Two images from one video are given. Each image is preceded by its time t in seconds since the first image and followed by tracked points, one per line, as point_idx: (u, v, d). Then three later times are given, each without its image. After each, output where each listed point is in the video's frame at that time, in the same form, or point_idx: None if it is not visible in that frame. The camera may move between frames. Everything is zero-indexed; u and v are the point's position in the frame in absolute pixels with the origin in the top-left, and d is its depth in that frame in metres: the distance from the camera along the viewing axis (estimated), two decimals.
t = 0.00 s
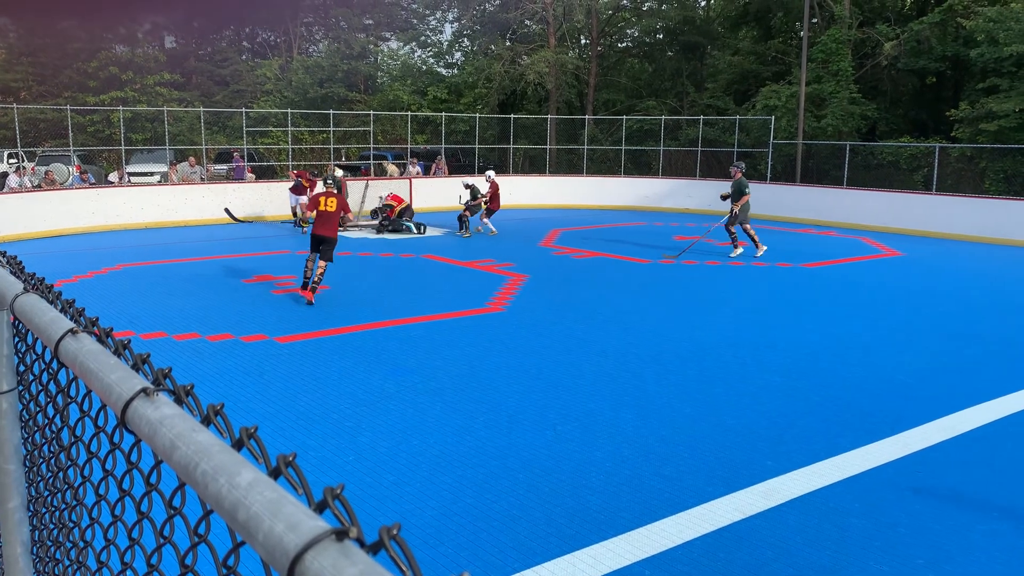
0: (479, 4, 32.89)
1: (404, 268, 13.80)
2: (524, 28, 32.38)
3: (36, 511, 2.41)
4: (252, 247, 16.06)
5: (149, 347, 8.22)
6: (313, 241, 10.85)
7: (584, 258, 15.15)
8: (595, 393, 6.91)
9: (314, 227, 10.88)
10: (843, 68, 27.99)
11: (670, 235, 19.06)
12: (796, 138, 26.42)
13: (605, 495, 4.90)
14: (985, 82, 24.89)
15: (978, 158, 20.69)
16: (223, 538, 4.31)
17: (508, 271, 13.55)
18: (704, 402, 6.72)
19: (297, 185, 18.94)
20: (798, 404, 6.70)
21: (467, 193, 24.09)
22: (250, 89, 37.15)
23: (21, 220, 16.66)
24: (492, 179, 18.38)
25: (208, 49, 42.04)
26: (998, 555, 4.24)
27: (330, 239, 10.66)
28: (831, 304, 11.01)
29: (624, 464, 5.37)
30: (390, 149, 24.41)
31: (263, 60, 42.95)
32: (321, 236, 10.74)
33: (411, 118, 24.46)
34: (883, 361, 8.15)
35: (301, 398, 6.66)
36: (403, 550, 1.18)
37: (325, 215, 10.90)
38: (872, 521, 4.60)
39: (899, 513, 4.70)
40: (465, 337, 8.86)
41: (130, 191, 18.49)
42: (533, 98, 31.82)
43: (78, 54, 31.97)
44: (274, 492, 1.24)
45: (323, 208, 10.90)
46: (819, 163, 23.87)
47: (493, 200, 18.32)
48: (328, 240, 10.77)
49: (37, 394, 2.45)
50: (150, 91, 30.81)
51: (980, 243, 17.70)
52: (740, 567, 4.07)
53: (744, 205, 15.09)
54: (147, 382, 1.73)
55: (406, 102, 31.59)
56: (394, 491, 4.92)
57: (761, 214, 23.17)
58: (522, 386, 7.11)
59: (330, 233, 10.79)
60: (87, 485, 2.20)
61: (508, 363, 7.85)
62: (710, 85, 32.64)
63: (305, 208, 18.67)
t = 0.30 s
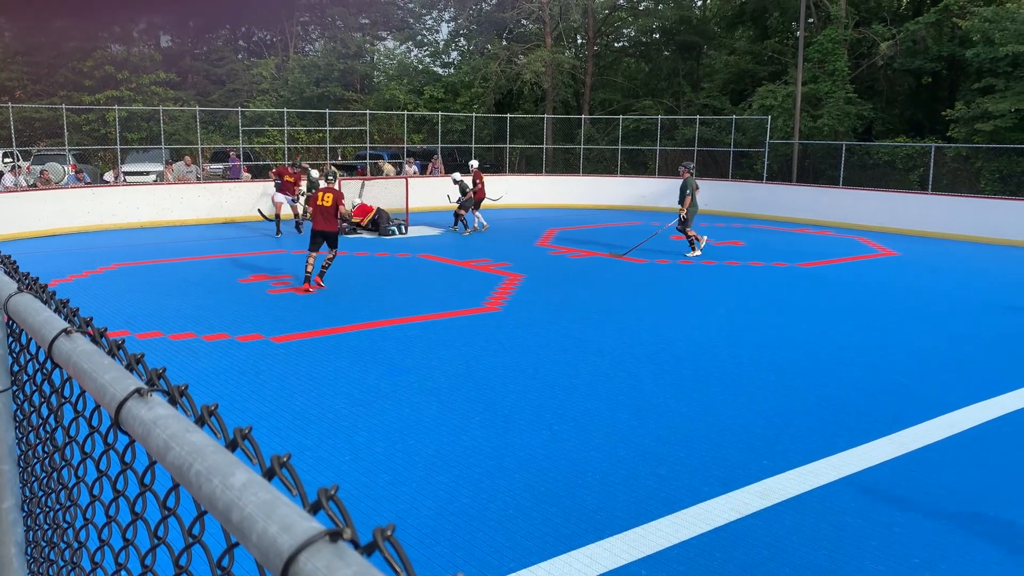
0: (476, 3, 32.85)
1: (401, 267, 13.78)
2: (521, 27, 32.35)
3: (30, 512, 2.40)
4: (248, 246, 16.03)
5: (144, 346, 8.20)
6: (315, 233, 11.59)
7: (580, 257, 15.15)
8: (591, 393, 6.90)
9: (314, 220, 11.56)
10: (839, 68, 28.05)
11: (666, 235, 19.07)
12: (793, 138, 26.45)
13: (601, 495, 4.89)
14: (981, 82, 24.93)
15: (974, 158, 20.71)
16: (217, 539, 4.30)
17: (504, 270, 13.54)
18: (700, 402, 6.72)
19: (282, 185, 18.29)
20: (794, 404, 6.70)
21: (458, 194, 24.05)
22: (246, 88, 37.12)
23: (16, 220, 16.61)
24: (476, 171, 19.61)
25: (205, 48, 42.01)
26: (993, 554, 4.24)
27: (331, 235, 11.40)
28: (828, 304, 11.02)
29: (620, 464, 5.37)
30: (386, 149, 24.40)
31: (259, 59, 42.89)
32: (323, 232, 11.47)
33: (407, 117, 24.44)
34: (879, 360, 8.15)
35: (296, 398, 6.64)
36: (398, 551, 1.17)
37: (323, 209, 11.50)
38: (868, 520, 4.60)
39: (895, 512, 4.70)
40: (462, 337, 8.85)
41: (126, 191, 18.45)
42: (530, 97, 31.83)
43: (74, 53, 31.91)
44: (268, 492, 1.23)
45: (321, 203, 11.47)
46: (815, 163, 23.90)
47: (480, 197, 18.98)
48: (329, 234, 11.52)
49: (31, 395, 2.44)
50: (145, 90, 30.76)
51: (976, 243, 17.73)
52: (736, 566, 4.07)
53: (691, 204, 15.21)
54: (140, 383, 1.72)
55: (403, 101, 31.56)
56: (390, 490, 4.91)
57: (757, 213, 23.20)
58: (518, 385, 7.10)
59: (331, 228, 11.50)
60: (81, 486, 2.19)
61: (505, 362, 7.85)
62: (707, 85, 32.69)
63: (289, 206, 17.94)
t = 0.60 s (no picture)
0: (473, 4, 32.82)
1: (398, 267, 13.77)
2: (518, 27, 32.32)
3: (27, 512, 2.39)
4: (244, 247, 16.01)
5: (142, 347, 8.20)
6: (328, 230, 12.25)
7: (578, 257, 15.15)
8: (589, 393, 6.91)
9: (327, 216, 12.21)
10: (836, 68, 28.08)
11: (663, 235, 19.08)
12: (790, 138, 26.48)
13: (598, 495, 4.90)
14: (978, 83, 24.96)
15: (971, 158, 20.72)
16: (215, 539, 4.29)
17: (502, 270, 13.53)
18: (698, 402, 6.72)
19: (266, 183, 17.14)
20: (792, 404, 6.71)
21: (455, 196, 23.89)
22: (243, 88, 37.11)
23: (14, 220, 16.60)
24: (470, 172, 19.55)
25: (202, 48, 41.95)
26: (990, 554, 4.25)
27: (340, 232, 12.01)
28: (825, 304, 11.03)
29: (618, 463, 5.38)
30: (383, 149, 24.45)
31: (256, 60, 42.83)
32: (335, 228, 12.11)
33: (404, 118, 24.45)
34: (877, 360, 8.17)
35: (294, 398, 6.64)
36: (395, 551, 1.17)
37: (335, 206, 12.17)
38: (866, 520, 4.61)
39: (892, 512, 4.71)
40: (459, 337, 8.85)
41: (123, 191, 18.43)
42: (527, 97, 31.85)
43: (71, 53, 31.89)
44: (265, 493, 1.24)
45: (332, 200, 12.15)
46: (812, 163, 23.93)
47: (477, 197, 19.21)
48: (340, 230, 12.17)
49: (28, 396, 2.43)
50: (142, 90, 30.74)
51: (973, 243, 17.76)
52: (733, 566, 4.09)
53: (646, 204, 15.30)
54: (137, 383, 1.72)
55: (400, 102, 31.57)
56: (388, 491, 4.91)
57: (754, 213, 23.22)
58: (517, 385, 7.10)
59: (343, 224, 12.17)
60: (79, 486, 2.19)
61: (503, 362, 7.85)
62: (704, 85, 32.72)
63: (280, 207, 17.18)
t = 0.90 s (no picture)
0: (471, 4, 32.80)
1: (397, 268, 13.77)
2: (517, 28, 32.30)
3: (26, 514, 2.39)
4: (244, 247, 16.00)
5: (140, 347, 8.19)
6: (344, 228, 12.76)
7: (577, 257, 15.15)
8: (588, 393, 6.91)
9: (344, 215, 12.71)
10: (835, 68, 28.09)
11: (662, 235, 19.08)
12: (789, 138, 26.48)
13: (598, 495, 4.89)
14: (976, 82, 24.99)
15: (969, 158, 20.71)
16: (214, 541, 4.30)
17: (501, 271, 13.53)
18: (697, 402, 6.72)
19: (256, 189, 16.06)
20: (791, 404, 6.71)
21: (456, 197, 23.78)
22: (242, 88, 37.13)
23: (14, 221, 16.60)
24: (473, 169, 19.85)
25: (200, 48, 41.92)
26: (990, 554, 4.25)
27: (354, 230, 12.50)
28: (824, 304, 11.03)
29: (618, 463, 5.38)
30: (383, 149, 24.45)
31: (255, 60, 42.83)
32: (350, 227, 12.58)
33: (404, 119, 24.59)
34: (876, 360, 8.17)
35: (293, 399, 6.63)
36: (393, 555, 1.17)
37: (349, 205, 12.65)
38: (865, 520, 4.61)
39: (892, 512, 4.71)
40: (459, 337, 8.85)
41: (122, 192, 18.43)
42: (526, 98, 31.86)
43: (70, 54, 31.89)
44: (263, 495, 1.23)
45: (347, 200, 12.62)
46: (811, 163, 23.93)
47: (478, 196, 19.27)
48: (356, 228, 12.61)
49: (27, 397, 2.42)
50: (141, 91, 30.75)
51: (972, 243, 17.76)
52: (732, 566, 4.08)
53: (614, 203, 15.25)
54: (136, 386, 1.72)
55: (399, 102, 31.59)
56: (387, 491, 4.92)
57: (753, 213, 23.22)
58: (516, 386, 7.10)
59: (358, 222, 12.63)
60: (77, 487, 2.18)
61: (503, 363, 7.85)
62: (703, 85, 32.76)
63: (275, 212, 16.30)
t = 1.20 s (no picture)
0: (471, 5, 32.79)
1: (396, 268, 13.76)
2: (517, 28, 32.27)
3: (25, 514, 2.38)
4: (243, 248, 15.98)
5: (139, 348, 8.19)
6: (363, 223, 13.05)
7: (576, 258, 15.16)
8: (587, 394, 6.90)
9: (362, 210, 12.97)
10: (834, 68, 28.09)
11: (661, 235, 19.08)
12: (788, 139, 26.52)
13: (597, 496, 4.89)
14: (976, 83, 25.02)
15: (969, 158, 20.70)
16: (213, 542, 4.29)
17: (501, 271, 13.53)
18: (696, 402, 6.72)
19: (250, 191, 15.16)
20: (791, 404, 6.71)
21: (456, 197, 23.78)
22: (241, 89, 37.13)
23: (12, 222, 16.57)
24: (475, 170, 19.88)
25: (200, 49, 41.94)
26: (989, 553, 4.26)
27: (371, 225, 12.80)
28: (824, 304, 11.03)
29: (617, 463, 5.39)
30: (382, 149, 24.45)
31: (254, 60, 42.80)
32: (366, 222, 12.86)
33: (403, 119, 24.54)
34: (876, 360, 8.17)
35: (292, 399, 6.63)
36: (391, 556, 1.17)
37: (364, 201, 12.85)
38: (864, 521, 4.61)
39: (892, 513, 4.71)
40: (459, 338, 8.85)
41: (122, 193, 18.42)
42: (525, 98, 31.88)
43: (69, 55, 31.85)
44: (262, 496, 1.23)
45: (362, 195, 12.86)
46: (811, 163, 23.95)
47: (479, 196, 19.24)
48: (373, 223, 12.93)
49: (25, 397, 2.41)
50: (141, 92, 30.74)
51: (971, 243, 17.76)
52: (732, 567, 4.08)
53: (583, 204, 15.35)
54: (135, 387, 1.72)
55: (399, 103, 31.63)
56: (387, 491, 4.92)
57: (752, 214, 23.22)
58: (514, 386, 7.11)
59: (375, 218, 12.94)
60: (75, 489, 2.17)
61: (502, 363, 7.86)
62: (702, 86, 32.81)
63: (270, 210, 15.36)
